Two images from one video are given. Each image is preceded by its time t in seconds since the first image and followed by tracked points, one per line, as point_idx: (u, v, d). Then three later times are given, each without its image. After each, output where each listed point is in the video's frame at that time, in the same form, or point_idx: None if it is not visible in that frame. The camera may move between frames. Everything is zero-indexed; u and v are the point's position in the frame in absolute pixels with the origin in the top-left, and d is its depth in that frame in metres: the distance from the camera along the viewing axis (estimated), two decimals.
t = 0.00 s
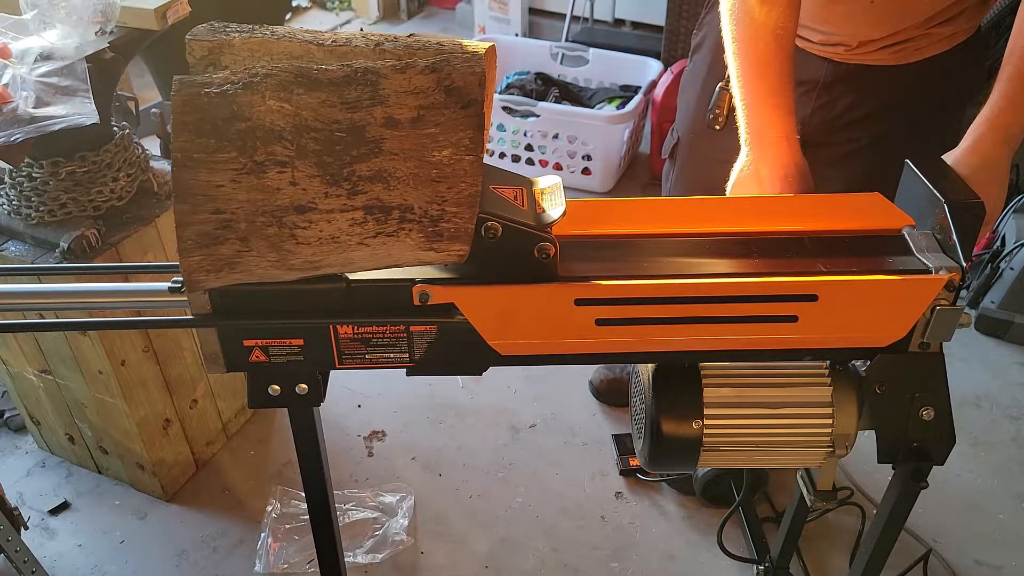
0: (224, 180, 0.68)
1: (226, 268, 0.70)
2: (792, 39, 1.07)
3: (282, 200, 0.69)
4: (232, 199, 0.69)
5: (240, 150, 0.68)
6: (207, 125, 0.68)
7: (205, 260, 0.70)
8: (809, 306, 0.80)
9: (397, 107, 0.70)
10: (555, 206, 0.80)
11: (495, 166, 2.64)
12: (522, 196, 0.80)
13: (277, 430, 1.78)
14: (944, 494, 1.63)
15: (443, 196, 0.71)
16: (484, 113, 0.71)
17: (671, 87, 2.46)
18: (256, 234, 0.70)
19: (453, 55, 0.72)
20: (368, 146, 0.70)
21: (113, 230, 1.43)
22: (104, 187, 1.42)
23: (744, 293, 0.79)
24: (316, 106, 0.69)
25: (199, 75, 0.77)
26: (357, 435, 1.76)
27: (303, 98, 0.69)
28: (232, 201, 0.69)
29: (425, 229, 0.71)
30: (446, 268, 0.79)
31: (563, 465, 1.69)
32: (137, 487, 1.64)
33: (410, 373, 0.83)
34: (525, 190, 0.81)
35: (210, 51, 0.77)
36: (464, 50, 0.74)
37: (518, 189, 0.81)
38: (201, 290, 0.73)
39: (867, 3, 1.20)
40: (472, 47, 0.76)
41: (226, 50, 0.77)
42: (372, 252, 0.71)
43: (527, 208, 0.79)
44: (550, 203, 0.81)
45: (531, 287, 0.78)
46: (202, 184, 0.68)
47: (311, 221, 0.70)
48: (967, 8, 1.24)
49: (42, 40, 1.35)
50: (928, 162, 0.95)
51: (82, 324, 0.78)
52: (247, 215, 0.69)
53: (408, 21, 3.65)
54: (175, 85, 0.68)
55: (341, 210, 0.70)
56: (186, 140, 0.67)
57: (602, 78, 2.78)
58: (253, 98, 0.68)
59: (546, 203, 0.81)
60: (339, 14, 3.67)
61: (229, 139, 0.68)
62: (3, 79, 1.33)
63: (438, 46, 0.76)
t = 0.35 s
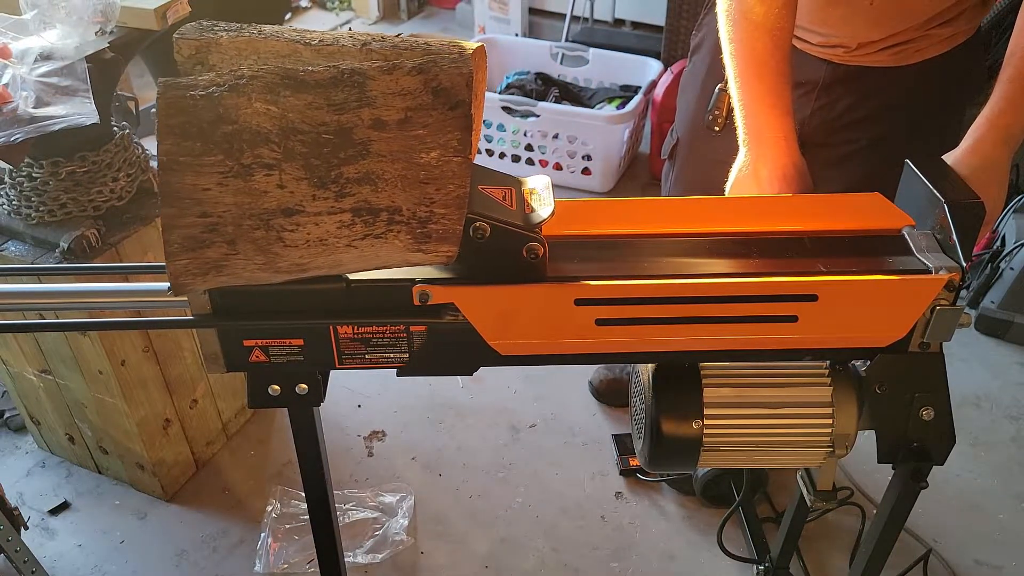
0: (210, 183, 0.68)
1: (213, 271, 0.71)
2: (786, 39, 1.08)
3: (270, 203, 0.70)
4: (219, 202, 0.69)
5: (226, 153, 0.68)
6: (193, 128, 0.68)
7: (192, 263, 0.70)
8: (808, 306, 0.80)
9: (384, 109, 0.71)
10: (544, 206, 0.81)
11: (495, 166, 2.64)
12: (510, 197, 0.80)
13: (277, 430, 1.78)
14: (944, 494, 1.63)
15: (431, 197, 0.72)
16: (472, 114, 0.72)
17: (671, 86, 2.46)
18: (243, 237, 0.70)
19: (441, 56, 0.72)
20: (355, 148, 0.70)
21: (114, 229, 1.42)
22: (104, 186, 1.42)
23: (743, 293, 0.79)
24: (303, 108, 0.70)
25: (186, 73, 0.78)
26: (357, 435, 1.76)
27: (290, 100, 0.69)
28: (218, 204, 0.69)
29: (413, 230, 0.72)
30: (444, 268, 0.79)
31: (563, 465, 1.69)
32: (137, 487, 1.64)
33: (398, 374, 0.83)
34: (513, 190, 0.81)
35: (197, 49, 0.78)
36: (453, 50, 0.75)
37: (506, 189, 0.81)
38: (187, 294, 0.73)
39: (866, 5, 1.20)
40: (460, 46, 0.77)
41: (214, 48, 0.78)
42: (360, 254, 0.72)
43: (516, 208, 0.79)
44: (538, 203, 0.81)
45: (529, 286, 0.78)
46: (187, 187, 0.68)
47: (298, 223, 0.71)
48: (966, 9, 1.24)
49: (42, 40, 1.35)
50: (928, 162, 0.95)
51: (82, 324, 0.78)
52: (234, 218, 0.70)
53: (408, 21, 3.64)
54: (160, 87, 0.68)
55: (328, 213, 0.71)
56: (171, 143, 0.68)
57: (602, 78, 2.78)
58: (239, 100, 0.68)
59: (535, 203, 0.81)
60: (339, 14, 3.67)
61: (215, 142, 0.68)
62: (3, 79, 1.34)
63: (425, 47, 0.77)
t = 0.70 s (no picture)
0: (207, 184, 0.69)
1: (209, 271, 0.71)
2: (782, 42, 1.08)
3: (266, 204, 0.70)
4: (215, 203, 0.69)
5: (222, 154, 0.69)
6: (189, 128, 0.68)
7: (188, 264, 0.71)
8: (808, 306, 0.80)
9: (380, 109, 0.71)
10: (541, 206, 0.80)
11: (495, 166, 2.64)
12: (506, 196, 0.80)
13: (277, 430, 1.78)
14: (944, 495, 1.63)
15: (428, 198, 0.72)
16: (468, 115, 0.72)
17: (671, 86, 2.46)
18: (240, 238, 0.71)
19: (437, 57, 0.73)
20: (352, 147, 0.71)
21: (113, 229, 1.42)
22: (104, 186, 1.42)
23: (743, 293, 0.79)
24: (299, 108, 0.70)
25: (182, 73, 0.78)
26: (357, 435, 1.76)
27: (287, 100, 0.70)
28: (215, 205, 0.69)
29: (410, 231, 0.72)
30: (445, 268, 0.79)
31: (563, 465, 1.69)
32: (137, 486, 1.64)
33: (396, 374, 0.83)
34: (509, 189, 0.81)
35: (194, 50, 0.78)
36: (448, 50, 0.76)
37: (502, 188, 0.81)
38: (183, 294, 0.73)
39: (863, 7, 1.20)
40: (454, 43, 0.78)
41: (210, 49, 0.78)
42: (356, 255, 0.73)
43: (512, 208, 0.78)
44: (535, 203, 0.81)
45: (529, 285, 0.78)
46: (183, 188, 0.68)
47: (295, 224, 0.71)
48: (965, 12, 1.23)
49: (42, 40, 1.34)
50: (928, 162, 0.95)
51: (82, 324, 0.78)
52: (230, 219, 0.70)
53: (408, 21, 3.64)
54: (157, 88, 0.69)
55: (325, 213, 0.71)
56: (167, 143, 0.68)
57: (602, 78, 2.78)
58: (235, 100, 0.69)
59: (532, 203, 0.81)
60: (340, 14, 3.67)
61: (212, 142, 0.68)
62: (3, 79, 1.35)
63: (422, 47, 0.77)
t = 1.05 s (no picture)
0: (207, 186, 0.69)
1: (210, 273, 0.72)
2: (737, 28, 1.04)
3: (267, 206, 0.70)
4: (217, 205, 0.70)
5: (223, 155, 0.69)
6: (188, 130, 0.68)
7: (189, 266, 0.71)
8: (809, 306, 0.80)
9: (381, 111, 0.71)
10: (542, 206, 0.80)
11: (495, 166, 2.64)
12: (508, 196, 0.80)
13: (277, 429, 1.78)
14: (944, 495, 1.62)
15: (428, 199, 0.72)
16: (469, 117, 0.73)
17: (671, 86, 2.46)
18: (240, 239, 0.71)
19: (437, 57, 0.73)
20: (352, 149, 0.71)
21: (113, 229, 1.42)
22: (104, 187, 1.42)
23: (743, 293, 0.79)
24: (299, 110, 0.70)
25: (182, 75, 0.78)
26: (357, 435, 1.76)
27: (287, 102, 0.70)
28: (215, 207, 0.70)
29: (411, 232, 0.72)
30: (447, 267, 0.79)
31: (563, 464, 1.69)
32: (137, 486, 1.64)
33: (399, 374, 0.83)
34: (511, 189, 0.81)
35: (194, 50, 0.78)
36: (450, 50, 0.76)
37: (504, 187, 0.80)
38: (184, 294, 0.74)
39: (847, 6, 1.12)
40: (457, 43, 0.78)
41: (210, 49, 0.78)
42: (357, 255, 0.73)
43: (513, 208, 0.78)
44: (537, 203, 0.81)
45: (530, 284, 0.78)
46: (184, 190, 0.69)
47: (296, 225, 0.71)
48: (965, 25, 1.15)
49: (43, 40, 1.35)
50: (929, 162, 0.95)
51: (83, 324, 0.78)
52: (231, 220, 0.70)
53: (408, 21, 3.64)
54: (157, 89, 0.68)
55: (326, 214, 0.71)
56: (167, 146, 0.68)
57: (602, 78, 2.78)
58: (235, 102, 0.69)
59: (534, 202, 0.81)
60: (339, 14, 3.67)
61: (212, 144, 0.69)
62: (3, 79, 1.34)
63: (422, 47, 0.78)
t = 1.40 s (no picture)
0: (204, 188, 0.70)
1: (211, 278, 0.73)
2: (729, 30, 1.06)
3: (264, 207, 0.71)
4: (214, 207, 0.71)
5: (220, 157, 0.70)
6: (186, 133, 0.70)
7: (190, 269, 0.72)
8: (809, 306, 0.80)
9: (378, 113, 0.72)
10: (564, 207, 0.80)
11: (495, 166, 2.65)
12: (530, 195, 0.80)
13: (277, 429, 1.78)
14: (945, 495, 1.62)
15: (428, 200, 0.72)
16: (467, 116, 0.73)
17: (671, 86, 2.46)
18: (239, 242, 0.72)
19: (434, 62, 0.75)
20: (349, 150, 0.72)
21: (113, 229, 1.42)
22: (104, 187, 1.42)
23: (744, 293, 0.79)
24: (296, 113, 0.72)
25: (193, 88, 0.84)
26: (357, 435, 1.76)
27: (283, 106, 0.72)
28: (213, 208, 0.71)
29: (411, 234, 0.72)
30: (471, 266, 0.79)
31: (563, 464, 1.69)
32: (137, 486, 1.64)
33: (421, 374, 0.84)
34: (533, 188, 0.81)
35: (203, 65, 0.83)
36: (449, 57, 0.77)
37: (526, 186, 0.81)
38: (188, 301, 0.75)
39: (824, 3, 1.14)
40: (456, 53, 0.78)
41: (219, 63, 0.83)
42: (358, 259, 0.73)
43: (536, 207, 0.78)
44: (559, 203, 0.80)
45: (533, 284, 0.78)
46: (182, 191, 0.70)
47: (294, 227, 0.72)
48: (942, 44, 1.15)
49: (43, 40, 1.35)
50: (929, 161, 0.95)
51: (84, 324, 0.78)
52: (229, 223, 0.71)
53: (408, 21, 3.63)
54: (158, 96, 0.71)
55: (324, 216, 0.72)
56: (164, 149, 0.70)
57: (602, 78, 2.78)
58: (233, 107, 0.71)
59: (557, 202, 0.81)
60: (340, 14, 3.67)
61: (209, 146, 0.70)
62: (3, 79, 1.34)
63: (422, 53, 0.81)
